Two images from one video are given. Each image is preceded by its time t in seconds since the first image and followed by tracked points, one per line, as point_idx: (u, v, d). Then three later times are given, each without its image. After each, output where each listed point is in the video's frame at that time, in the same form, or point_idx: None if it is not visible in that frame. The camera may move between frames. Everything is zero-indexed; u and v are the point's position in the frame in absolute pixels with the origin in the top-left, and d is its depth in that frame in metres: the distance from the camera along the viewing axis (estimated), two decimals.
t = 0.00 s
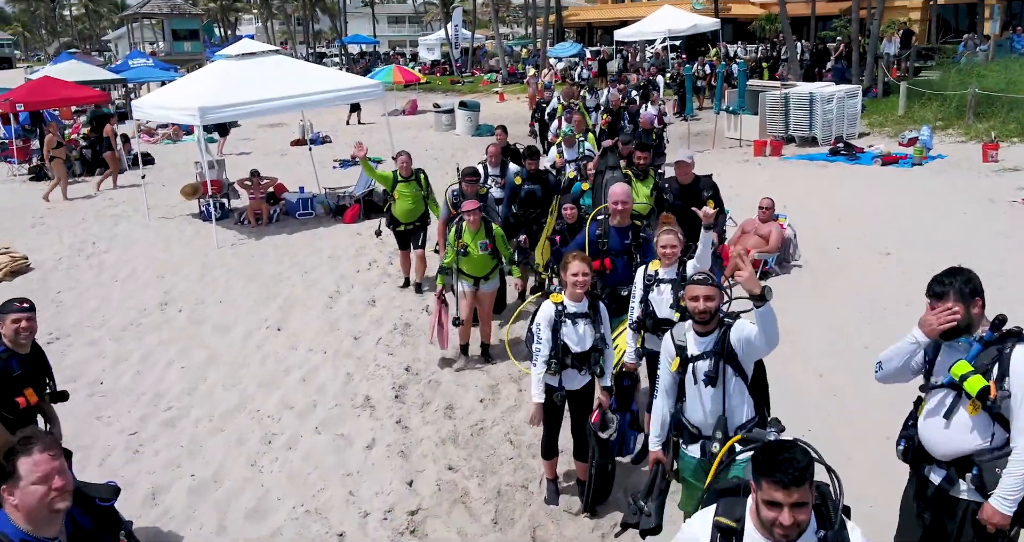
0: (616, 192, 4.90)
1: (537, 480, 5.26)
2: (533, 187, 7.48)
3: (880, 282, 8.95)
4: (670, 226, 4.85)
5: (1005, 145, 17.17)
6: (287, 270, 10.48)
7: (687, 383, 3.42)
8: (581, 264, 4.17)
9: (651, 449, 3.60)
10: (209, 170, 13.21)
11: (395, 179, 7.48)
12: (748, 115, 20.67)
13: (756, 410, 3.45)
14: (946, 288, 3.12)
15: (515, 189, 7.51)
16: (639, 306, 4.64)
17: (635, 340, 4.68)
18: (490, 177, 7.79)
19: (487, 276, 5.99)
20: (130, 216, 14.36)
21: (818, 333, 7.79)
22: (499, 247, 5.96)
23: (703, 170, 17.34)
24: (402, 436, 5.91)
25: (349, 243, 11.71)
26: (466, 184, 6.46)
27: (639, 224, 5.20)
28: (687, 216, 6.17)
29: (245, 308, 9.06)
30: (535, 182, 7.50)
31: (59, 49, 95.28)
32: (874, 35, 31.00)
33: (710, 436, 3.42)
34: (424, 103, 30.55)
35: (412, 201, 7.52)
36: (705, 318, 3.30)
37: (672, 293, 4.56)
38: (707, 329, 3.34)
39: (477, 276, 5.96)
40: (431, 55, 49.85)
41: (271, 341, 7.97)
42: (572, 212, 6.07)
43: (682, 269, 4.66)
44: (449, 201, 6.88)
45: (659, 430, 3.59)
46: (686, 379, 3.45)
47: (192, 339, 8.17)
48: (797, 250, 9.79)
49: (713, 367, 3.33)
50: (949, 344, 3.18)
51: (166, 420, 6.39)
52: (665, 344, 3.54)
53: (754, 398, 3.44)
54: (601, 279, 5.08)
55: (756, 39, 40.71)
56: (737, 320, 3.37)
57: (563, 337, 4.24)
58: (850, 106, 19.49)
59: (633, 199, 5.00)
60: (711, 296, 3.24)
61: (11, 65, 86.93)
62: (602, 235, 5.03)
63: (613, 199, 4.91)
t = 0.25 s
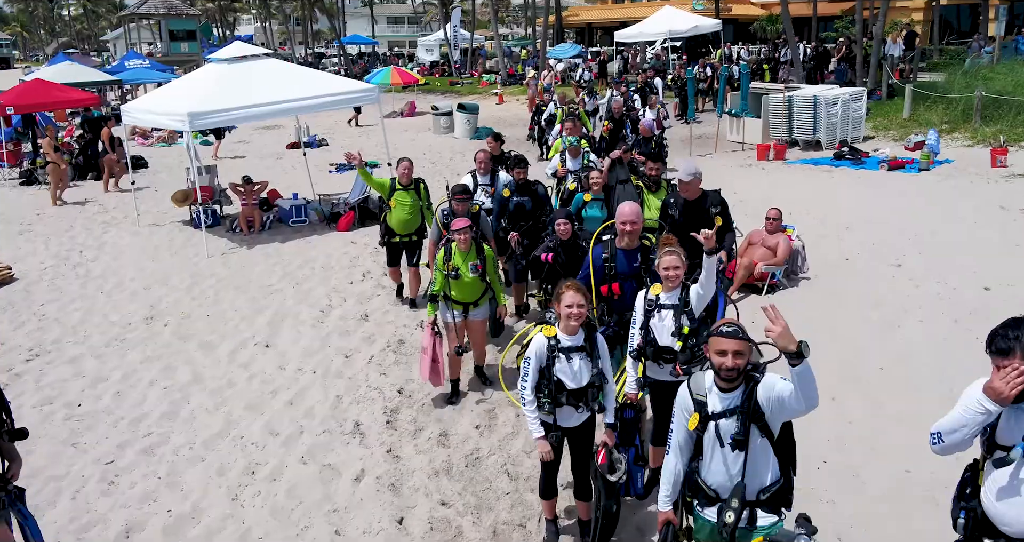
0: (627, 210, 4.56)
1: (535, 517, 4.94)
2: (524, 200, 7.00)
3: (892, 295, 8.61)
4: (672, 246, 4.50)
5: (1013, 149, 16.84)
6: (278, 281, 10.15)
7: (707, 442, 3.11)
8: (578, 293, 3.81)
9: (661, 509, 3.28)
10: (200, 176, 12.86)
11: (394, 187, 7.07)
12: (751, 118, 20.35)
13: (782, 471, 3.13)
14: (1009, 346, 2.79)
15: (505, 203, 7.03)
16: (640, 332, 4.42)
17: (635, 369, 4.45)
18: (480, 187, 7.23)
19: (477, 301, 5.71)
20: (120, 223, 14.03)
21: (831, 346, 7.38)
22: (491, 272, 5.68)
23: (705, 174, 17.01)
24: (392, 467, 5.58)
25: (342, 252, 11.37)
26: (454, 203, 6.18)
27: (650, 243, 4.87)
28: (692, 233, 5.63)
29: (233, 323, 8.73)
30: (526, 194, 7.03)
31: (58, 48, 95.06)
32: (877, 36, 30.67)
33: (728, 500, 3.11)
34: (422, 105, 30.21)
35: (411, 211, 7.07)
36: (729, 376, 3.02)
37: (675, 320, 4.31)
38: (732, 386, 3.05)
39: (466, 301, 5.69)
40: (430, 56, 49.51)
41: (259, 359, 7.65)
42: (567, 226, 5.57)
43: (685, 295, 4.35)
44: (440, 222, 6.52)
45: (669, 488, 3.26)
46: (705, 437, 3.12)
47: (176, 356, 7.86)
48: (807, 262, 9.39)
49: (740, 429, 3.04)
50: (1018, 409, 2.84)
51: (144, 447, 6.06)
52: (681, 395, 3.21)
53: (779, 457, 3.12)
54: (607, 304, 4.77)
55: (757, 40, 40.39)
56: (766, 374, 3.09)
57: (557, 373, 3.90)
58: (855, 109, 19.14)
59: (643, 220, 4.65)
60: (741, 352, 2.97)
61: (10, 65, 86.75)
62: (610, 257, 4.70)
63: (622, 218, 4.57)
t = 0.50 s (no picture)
0: (629, 235, 4.19)
1: None
2: (520, 215, 6.57)
3: (904, 311, 8.29)
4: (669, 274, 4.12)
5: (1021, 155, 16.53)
6: (268, 294, 9.83)
7: (740, 523, 2.85)
8: (565, 334, 3.48)
9: None
10: (189, 183, 12.54)
11: (386, 201, 6.78)
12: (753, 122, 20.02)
13: None
14: None
15: (500, 218, 6.62)
16: (638, 365, 4.05)
17: (634, 405, 4.07)
18: (476, 203, 7.06)
19: (470, 326, 5.38)
20: (110, 232, 13.71)
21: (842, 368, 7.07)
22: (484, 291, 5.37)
23: (707, 179, 16.70)
24: (382, 503, 5.26)
25: (335, 263, 11.05)
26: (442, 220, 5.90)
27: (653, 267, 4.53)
28: (707, 255, 5.34)
29: (220, 340, 8.42)
30: (522, 209, 6.59)
31: (56, 49, 94.80)
32: (880, 38, 30.36)
33: None
34: (420, 108, 29.90)
35: (403, 227, 6.79)
36: (775, 453, 2.75)
37: (676, 355, 3.95)
38: (774, 463, 2.78)
39: (459, 326, 5.35)
40: (429, 57, 49.17)
41: (245, 380, 7.32)
42: (563, 248, 5.28)
43: (687, 327, 3.95)
44: (427, 240, 6.32)
45: None
46: (737, 515, 2.86)
47: (159, 376, 7.53)
48: (815, 276, 9.08)
49: (782, 512, 2.80)
50: None
51: (121, 479, 5.76)
52: (713, 466, 2.92)
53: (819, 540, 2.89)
54: (609, 333, 4.44)
55: (758, 41, 40.07)
56: (817, 449, 2.84)
57: (547, 419, 3.59)
58: (859, 113, 18.83)
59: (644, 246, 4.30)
60: (790, 428, 2.69)
61: (7, 67, 86.44)
62: (611, 283, 4.34)
63: (624, 243, 4.20)
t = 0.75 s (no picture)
0: (627, 258, 3.89)
1: None
2: (526, 231, 6.16)
3: (918, 328, 7.98)
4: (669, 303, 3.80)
5: None
6: (258, 306, 9.52)
7: None
8: (564, 390, 3.19)
9: None
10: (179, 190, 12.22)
11: (372, 219, 6.44)
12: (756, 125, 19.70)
13: None
14: None
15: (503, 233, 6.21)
16: (639, 403, 3.75)
17: (635, 445, 3.76)
18: (478, 215, 6.73)
19: (470, 352, 5.08)
20: (99, 239, 13.39)
21: (855, 387, 6.77)
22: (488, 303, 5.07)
23: (710, 183, 16.39)
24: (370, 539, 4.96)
25: (328, 272, 10.74)
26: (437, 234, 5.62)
27: (656, 291, 4.21)
28: (725, 274, 5.03)
29: (206, 355, 8.11)
30: (528, 225, 6.20)
31: (55, 49, 94.53)
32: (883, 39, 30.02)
33: None
34: (418, 110, 29.57)
35: (390, 245, 6.48)
36: None
37: (680, 393, 3.63)
38: None
39: (458, 352, 5.05)
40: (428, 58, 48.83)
41: (231, 400, 7.01)
42: (565, 266, 4.98)
43: (693, 361, 3.64)
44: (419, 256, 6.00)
45: None
46: None
47: (142, 395, 7.22)
48: (824, 289, 8.77)
49: None
50: None
51: (95, 510, 5.45)
52: None
53: None
54: (610, 363, 4.13)
55: (759, 42, 39.74)
56: None
57: (544, 477, 3.31)
58: (864, 116, 18.52)
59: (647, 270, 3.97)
60: (840, 526, 2.60)
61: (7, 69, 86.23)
62: (612, 308, 4.02)
63: (624, 268, 3.89)
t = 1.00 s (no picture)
0: (636, 283, 3.63)
1: None
2: (533, 242, 5.82)
3: (930, 341, 7.69)
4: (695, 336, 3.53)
5: None
6: (247, 316, 9.21)
7: None
8: (580, 462, 2.90)
9: None
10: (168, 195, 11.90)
11: (356, 230, 6.18)
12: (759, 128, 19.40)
13: None
14: None
15: (508, 244, 5.85)
16: (656, 449, 3.40)
17: (649, 492, 3.47)
18: (481, 223, 6.41)
19: (477, 376, 4.78)
20: (88, 244, 13.08)
21: (869, 405, 6.47)
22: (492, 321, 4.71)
23: (713, 187, 16.09)
24: None
25: (321, 280, 10.43)
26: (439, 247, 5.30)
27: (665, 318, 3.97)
28: (740, 294, 4.74)
29: (192, 368, 7.80)
30: (535, 236, 5.83)
31: (53, 49, 94.30)
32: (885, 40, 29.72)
33: None
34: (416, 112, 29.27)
35: (377, 256, 6.20)
36: None
37: (706, 437, 3.31)
38: None
39: (465, 377, 4.75)
40: (427, 59, 48.51)
41: (215, 418, 6.70)
42: (575, 282, 4.61)
43: (719, 402, 3.34)
44: (419, 271, 5.65)
45: None
46: None
47: (123, 412, 6.92)
48: (834, 300, 8.46)
49: None
50: None
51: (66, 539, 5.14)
52: None
53: None
54: (617, 394, 3.85)
55: (760, 43, 39.44)
56: None
57: None
58: (868, 119, 18.23)
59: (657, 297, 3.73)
60: None
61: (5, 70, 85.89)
62: (619, 335, 3.77)
63: (630, 293, 3.64)
